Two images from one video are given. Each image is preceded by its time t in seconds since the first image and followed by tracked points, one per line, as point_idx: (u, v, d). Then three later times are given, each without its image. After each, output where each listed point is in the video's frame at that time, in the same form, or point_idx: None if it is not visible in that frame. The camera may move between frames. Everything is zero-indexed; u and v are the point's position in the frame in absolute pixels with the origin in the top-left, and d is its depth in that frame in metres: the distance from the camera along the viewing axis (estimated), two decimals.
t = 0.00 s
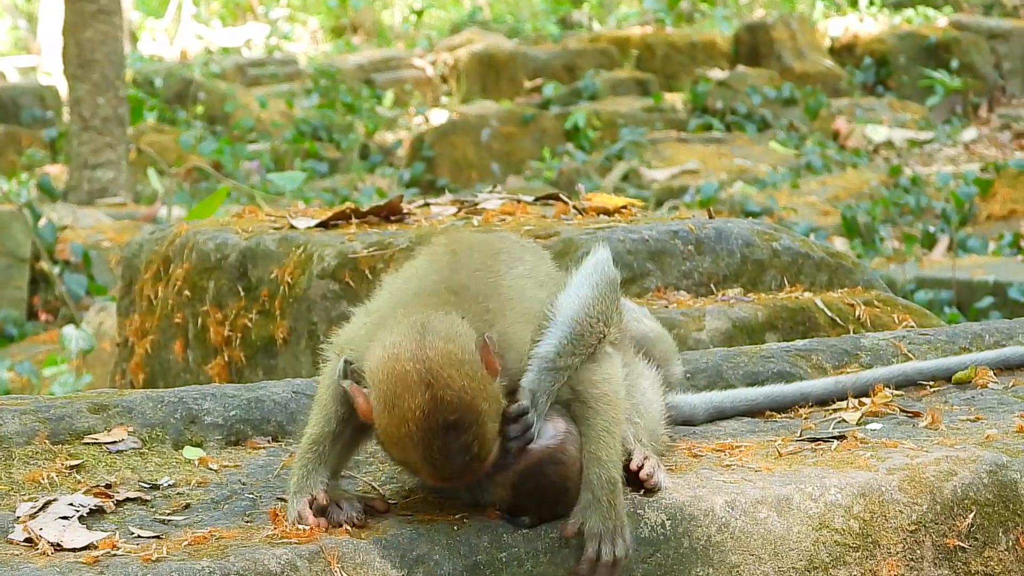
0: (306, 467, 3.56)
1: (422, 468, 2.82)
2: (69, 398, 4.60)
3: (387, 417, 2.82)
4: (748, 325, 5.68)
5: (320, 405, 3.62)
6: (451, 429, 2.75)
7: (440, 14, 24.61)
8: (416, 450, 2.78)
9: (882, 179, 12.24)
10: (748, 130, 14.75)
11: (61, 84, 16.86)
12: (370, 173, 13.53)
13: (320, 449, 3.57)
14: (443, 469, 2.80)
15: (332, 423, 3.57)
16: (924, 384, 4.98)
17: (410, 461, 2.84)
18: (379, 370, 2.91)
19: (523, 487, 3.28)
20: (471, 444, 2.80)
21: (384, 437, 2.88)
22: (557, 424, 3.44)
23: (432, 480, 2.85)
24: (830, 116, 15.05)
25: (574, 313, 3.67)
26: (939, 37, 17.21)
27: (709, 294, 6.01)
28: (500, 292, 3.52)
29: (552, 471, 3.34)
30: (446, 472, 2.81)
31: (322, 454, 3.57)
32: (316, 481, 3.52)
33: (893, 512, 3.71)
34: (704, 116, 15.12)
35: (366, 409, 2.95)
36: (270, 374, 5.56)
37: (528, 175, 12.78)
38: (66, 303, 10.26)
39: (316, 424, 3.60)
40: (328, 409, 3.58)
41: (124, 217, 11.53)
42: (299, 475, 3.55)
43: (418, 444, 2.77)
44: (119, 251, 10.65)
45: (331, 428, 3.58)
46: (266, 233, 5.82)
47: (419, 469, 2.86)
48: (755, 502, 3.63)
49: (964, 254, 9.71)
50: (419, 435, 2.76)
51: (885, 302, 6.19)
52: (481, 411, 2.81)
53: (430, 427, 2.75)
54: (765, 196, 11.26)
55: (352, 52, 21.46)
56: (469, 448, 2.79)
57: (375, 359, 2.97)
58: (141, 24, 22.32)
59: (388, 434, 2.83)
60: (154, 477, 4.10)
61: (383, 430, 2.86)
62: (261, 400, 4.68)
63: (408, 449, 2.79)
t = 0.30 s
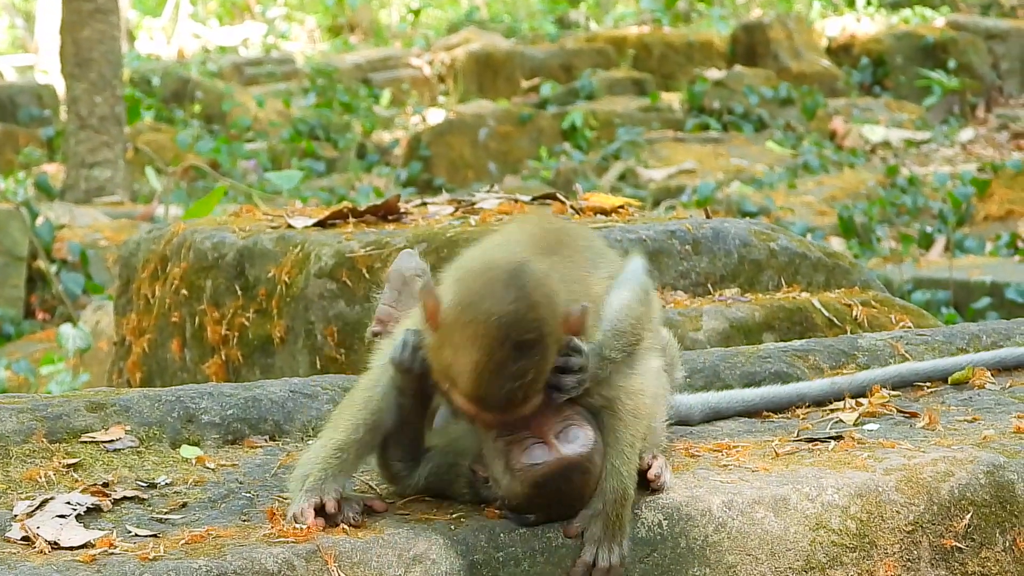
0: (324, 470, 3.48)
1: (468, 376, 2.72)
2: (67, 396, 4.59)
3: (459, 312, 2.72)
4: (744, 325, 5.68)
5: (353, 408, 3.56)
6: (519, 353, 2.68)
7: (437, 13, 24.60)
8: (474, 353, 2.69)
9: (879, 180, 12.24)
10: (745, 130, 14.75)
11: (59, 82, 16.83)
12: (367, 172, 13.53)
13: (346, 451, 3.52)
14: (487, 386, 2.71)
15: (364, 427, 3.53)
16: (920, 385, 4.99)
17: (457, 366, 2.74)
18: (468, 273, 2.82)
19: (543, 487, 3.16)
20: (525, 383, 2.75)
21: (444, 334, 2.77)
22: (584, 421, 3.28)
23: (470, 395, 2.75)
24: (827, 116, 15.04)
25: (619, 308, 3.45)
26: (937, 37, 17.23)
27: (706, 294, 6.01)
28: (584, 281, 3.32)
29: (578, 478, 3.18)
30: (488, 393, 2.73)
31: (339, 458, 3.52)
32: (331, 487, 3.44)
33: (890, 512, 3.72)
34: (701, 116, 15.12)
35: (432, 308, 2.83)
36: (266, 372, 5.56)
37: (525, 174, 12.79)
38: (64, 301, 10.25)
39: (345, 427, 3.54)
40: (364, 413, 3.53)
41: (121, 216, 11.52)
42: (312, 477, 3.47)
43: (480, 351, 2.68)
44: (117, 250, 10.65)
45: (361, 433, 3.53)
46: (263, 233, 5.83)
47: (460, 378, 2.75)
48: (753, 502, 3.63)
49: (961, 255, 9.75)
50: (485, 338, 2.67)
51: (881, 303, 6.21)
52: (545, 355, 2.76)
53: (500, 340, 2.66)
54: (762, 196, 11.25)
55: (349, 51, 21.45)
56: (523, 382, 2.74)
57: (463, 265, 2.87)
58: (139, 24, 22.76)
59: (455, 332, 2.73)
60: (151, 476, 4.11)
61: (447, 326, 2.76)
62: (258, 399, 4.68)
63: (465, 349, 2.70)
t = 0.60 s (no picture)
0: (413, 431, 3.37)
1: (661, 335, 2.90)
2: (67, 397, 4.58)
3: (684, 274, 2.94)
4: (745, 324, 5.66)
5: (448, 375, 3.35)
6: (721, 346, 2.90)
7: (438, 13, 24.60)
8: (685, 314, 2.88)
9: (880, 179, 12.23)
10: (746, 130, 14.73)
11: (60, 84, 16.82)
12: (368, 172, 13.52)
13: (435, 413, 3.37)
14: (674, 358, 2.89)
15: (457, 394, 3.37)
16: (920, 383, 4.99)
17: (651, 320, 2.93)
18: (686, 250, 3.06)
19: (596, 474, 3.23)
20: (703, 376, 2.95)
21: (650, 284, 2.98)
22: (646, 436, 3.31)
23: (650, 354, 2.91)
24: (828, 116, 15.04)
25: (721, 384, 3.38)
26: (938, 36, 17.23)
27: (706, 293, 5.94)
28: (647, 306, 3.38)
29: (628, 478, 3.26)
30: (669, 364, 2.90)
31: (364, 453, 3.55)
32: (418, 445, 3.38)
33: (890, 510, 3.72)
34: (702, 116, 15.10)
35: (640, 260, 3.04)
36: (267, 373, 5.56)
37: (526, 174, 12.81)
38: (65, 302, 10.25)
39: (439, 390, 3.36)
40: (456, 380, 3.36)
41: (122, 217, 11.52)
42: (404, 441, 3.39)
43: (690, 315, 2.89)
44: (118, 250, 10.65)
45: (454, 398, 3.37)
46: (264, 233, 5.82)
47: (647, 332, 2.93)
48: (753, 501, 3.62)
49: (963, 254, 9.77)
50: (702, 312, 2.88)
51: (882, 302, 6.21)
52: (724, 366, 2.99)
53: (711, 321, 2.88)
54: (764, 195, 11.23)
55: (350, 52, 21.45)
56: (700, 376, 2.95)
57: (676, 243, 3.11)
58: (139, 24, 22.34)
59: (671, 287, 2.94)
60: (152, 476, 4.10)
61: (657, 282, 2.97)
62: (259, 398, 4.67)
63: (676, 309, 2.89)
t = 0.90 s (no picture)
0: (495, 455, 3.24)
1: (663, 341, 2.93)
2: (63, 400, 4.59)
3: (704, 291, 2.96)
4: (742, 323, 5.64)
5: (482, 382, 3.28)
6: (719, 370, 2.91)
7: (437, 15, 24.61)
8: (691, 329, 2.90)
9: (879, 178, 12.20)
10: (744, 130, 14.68)
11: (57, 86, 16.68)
12: (366, 174, 13.51)
13: (495, 426, 3.26)
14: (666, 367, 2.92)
15: (499, 403, 3.29)
16: (917, 380, 4.98)
17: (659, 324, 2.96)
18: (716, 270, 3.08)
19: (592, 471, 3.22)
20: (692, 397, 2.97)
21: (669, 290, 3.01)
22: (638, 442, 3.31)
23: (646, 358, 2.95)
24: (826, 115, 15.02)
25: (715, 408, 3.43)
26: (936, 34, 17.20)
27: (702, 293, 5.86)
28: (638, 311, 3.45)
29: (623, 481, 3.21)
30: (661, 373, 2.93)
31: (361, 453, 3.54)
32: (514, 472, 3.24)
33: (887, 508, 3.71)
34: (700, 115, 15.07)
35: (670, 268, 3.08)
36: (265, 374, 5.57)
37: (525, 174, 12.82)
38: (62, 306, 10.26)
39: (486, 403, 3.26)
40: (496, 386, 3.30)
41: (120, 220, 11.53)
42: (491, 467, 3.25)
43: (693, 328, 2.91)
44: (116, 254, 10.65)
45: (499, 406, 3.29)
46: (262, 234, 5.83)
47: (649, 335, 2.97)
48: (750, 499, 3.61)
49: (961, 251, 9.77)
50: (708, 330, 2.89)
51: (879, 300, 6.20)
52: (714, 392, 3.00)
53: (713, 344, 2.89)
54: (762, 194, 11.21)
55: (348, 54, 21.47)
56: (690, 395, 2.97)
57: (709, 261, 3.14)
58: (137, 27, 22.44)
59: (685, 298, 2.96)
60: (149, 478, 4.10)
61: (676, 290, 3.00)
62: (256, 400, 4.67)
63: (684, 320, 2.92)
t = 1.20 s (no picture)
0: (450, 435, 3.37)
1: (645, 320, 2.95)
2: (39, 402, 4.57)
3: (678, 273, 3.05)
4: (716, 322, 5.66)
5: (446, 360, 3.45)
6: (699, 347, 2.96)
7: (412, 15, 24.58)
8: (672, 307, 2.95)
9: (854, 176, 12.22)
10: (719, 129, 14.65)
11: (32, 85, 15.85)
12: (342, 174, 13.46)
13: (452, 407, 3.40)
14: (649, 346, 2.93)
15: (461, 383, 3.44)
16: (892, 378, 5.00)
17: (637, 306, 2.98)
18: (680, 258, 3.18)
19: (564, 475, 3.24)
20: (673, 377, 2.99)
21: (641, 275, 3.08)
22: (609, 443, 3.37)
23: (629, 338, 2.95)
24: (802, 113, 15.04)
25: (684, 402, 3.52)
26: (910, 33, 17.24)
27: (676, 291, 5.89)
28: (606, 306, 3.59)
29: (595, 489, 3.23)
30: (645, 353, 2.94)
31: (342, 449, 3.55)
32: (467, 453, 3.35)
33: (862, 506, 3.72)
34: (676, 114, 15.07)
35: (637, 256, 3.18)
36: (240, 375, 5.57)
37: (501, 174, 12.80)
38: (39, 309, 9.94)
39: (448, 382, 3.41)
40: (460, 368, 3.45)
41: (96, 221, 11.45)
42: (447, 447, 3.37)
43: (672, 308, 2.96)
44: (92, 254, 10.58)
45: (461, 387, 3.44)
46: (236, 235, 5.83)
47: (630, 317, 2.97)
48: (725, 497, 3.62)
49: (936, 249, 9.79)
50: (687, 308, 2.96)
51: (854, 298, 6.22)
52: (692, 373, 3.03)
53: (693, 321, 2.96)
54: (737, 193, 11.24)
55: (324, 54, 21.43)
56: (671, 376, 2.99)
57: (673, 250, 3.24)
58: (111, 28, 22.20)
59: (661, 280, 3.03)
60: (125, 479, 4.09)
61: (651, 276, 3.06)
62: (231, 401, 4.67)
63: (664, 299, 2.97)
